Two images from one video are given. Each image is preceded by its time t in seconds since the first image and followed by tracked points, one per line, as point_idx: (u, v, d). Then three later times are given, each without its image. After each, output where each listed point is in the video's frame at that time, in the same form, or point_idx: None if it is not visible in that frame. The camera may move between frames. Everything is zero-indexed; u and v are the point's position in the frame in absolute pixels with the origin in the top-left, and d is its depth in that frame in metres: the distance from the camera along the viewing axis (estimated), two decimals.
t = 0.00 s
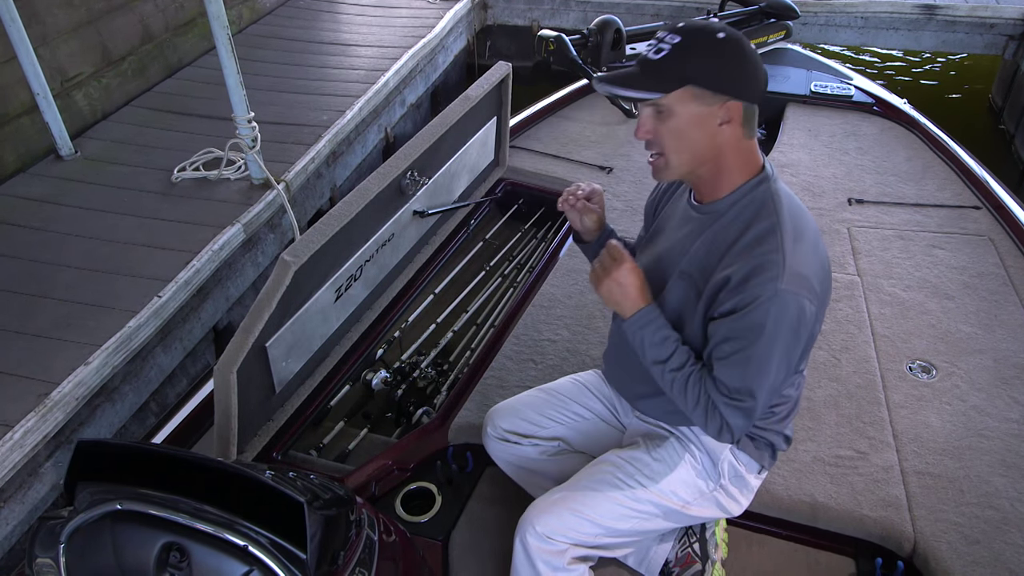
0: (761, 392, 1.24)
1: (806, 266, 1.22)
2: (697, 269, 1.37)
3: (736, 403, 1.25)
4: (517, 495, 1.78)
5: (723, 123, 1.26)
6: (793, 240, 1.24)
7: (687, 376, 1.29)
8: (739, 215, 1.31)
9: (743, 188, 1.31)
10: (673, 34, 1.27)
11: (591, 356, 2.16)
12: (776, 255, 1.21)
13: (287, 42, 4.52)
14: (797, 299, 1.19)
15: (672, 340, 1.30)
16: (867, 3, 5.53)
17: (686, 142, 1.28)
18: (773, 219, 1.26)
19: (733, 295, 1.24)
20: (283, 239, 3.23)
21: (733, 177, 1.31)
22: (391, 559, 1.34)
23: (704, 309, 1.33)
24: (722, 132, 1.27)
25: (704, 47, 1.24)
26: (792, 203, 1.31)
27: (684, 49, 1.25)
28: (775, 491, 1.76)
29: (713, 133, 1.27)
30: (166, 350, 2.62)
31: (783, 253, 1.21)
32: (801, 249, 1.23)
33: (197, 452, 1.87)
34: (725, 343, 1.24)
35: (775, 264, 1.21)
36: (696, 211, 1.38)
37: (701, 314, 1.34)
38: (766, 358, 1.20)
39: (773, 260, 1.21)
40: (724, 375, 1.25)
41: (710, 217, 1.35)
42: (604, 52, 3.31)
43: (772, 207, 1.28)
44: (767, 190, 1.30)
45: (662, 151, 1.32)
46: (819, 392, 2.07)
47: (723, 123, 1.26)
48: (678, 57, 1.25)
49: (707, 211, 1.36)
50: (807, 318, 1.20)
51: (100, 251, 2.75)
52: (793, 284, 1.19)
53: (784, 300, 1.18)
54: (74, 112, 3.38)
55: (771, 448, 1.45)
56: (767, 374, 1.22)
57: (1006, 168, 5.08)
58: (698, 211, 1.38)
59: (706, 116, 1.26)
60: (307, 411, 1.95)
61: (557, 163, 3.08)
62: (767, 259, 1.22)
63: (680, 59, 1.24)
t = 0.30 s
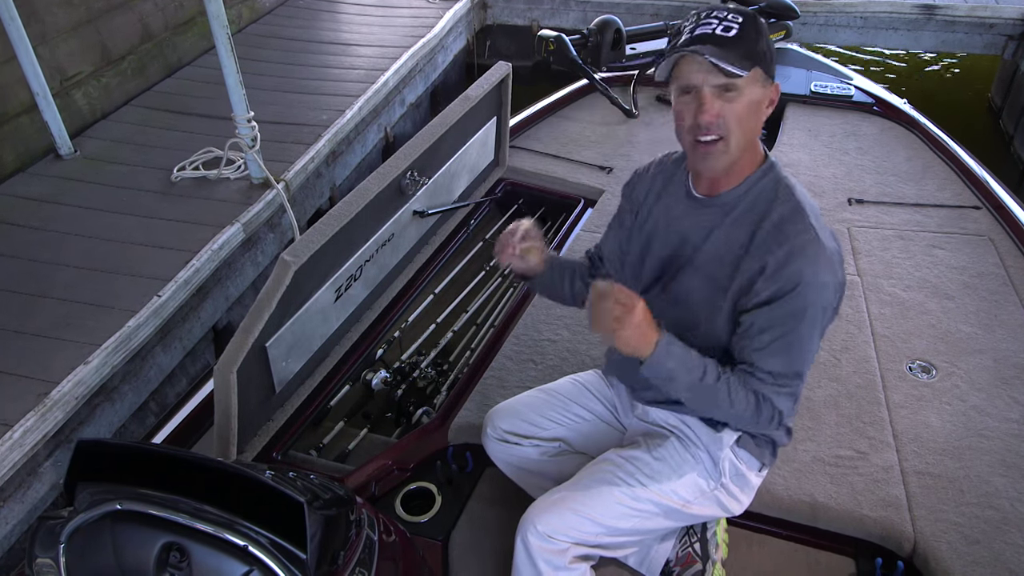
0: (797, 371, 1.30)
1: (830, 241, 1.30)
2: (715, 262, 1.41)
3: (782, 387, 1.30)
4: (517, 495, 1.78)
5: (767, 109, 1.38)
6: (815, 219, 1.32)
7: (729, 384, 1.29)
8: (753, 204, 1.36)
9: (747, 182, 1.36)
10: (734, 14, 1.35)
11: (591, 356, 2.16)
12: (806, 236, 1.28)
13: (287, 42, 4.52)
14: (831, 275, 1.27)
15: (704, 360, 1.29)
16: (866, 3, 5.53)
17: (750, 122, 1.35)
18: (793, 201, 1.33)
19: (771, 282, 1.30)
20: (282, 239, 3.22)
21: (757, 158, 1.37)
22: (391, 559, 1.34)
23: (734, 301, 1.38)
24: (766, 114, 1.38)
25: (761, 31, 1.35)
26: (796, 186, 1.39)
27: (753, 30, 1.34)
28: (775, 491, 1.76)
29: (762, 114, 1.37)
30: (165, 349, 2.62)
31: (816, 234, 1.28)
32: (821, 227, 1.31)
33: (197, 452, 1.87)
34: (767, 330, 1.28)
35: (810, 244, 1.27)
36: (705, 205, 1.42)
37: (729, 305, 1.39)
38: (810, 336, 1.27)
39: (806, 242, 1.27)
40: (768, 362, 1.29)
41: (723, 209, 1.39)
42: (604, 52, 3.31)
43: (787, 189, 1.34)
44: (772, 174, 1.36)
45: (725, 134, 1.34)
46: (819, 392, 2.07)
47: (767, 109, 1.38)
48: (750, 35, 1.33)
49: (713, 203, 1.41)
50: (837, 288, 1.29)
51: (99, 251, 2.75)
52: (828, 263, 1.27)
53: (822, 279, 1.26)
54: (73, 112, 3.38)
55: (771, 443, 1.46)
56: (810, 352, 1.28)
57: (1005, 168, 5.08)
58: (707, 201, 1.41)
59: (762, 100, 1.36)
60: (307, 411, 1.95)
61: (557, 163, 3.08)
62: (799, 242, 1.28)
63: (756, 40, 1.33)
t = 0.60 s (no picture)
0: (820, 370, 1.32)
1: (822, 242, 1.32)
2: (710, 275, 1.41)
3: (809, 389, 1.32)
4: (517, 495, 1.78)
5: (754, 114, 1.38)
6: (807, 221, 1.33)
7: (767, 401, 1.32)
8: (748, 214, 1.36)
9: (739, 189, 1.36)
10: (731, 17, 1.34)
11: (591, 356, 2.16)
12: (801, 246, 1.29)
13: (287, 42, 4.51)
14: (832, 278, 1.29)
15: (738, 389, 1.32)
16: (866, 3, 5.53)
17: (735, 128, 1.35)
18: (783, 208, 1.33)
19: (775, 298, 1.31)
20: (282, 239, 3.22)
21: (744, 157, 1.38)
22: (391, 559, 1.34)
23: (735, 313, 1.39)
24: (754, 120, 1.38)
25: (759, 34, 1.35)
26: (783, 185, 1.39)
27: (749, 34, 1.32)
28: (775, 491, 1.76)
29: (750, 120, 1.37)
30: (165, 349, 2.62)
31: (814, 242, 1.29)
32: (813, 229, 1.33)
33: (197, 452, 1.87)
34: (782, 342, 1.31)
35: (810, 254, 1.28)
36: (695, 217, 1.41)
37: (732, 316, 1.40)
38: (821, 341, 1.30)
39: (805, 253, 1.28)
40: (791, 370, 1.31)
41: (714, 223, 1.39)
42: (604, 52, 3.30)
43: (776, 195, 1.34)
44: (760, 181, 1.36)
45: (709, 137, 1.34)
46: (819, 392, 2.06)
47: (754, 115, 1.38)
48: (748, 41, 1.32)
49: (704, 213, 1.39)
50: (836, 286, 1.32)
51: (99, 250, 2.75)
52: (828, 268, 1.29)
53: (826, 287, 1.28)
54: (73, 111, 3.38)
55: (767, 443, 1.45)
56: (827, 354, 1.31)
57: (1005, 168, 5.08)
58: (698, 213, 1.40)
59: (750, 104, 1.35)
60: (307, 411, 1.95)
61: (557, 163, 3.07)
62: (795, 254, 1.28)
63: (750, 45, 1.32)
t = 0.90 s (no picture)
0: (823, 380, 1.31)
1: (821, 253, 1.32)
2: (709, 288, 1.42)
3: (813, 398, 1.32)
4: (517, 495, 1.78)
5: (750, 126, 1.38)
6: (806, 234, 1.33)
7: (766, 410, 1.31)
8: (747, 227, 1.37)
9: (737, 200, 1.37)
10: (723, 31, 1.34)
11: (591, 356, 2.16)
12: (800, 258, 1.29)
13: (287, 42, 4.52)
14: (831, 289, 1.29)
15: (736, 398, 1.32)
16: (866, 2, 5.53)
17: (730, 141, 1.35)
18: (781, 222, 1.34)
19: (774, 310, 1.30)
20: (282, 239, 3.22)
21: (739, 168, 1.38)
22: (391, 559, 1.34)
23: (736, 324, 1.38)
24: (750, 132, 1.39)
25: (752, 47, 1.35)
26: (782, 198, 1.40)
27: (741, 47, 1.33)
28: (775, 491, 1.76)
29: (745, 132, 1.37)
30: (165, 349, 2.62)
31: (813, 255, 1.29)
32: (813, 241, 1.33)
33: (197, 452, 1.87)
34: (783, 353, 1.30)
35: (809, 267, 1.28)
36: (695, 229, 1.42)
37: (731, 327, 1.39)
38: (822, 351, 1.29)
39: (804, 266, 1.28)
40: (793, 380, 1.31)
41: (713, 235, 1.40)
42: (604, 52, 3.30)
43: (774, 209, 1.36)
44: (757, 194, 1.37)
45: (702, 152, 1.34)
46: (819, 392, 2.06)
47: (750, 127, 1.38)
48: (741, 54, 1.32)
49: (705, 225, 1.41)
50: (837, 297, 1.31)
51: (99, 251, 2.75)
52: (828, 279, 1.28)
53: (825, 298, 1.27)
54: (73, 112, 3.38)
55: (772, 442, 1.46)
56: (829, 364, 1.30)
57: (1005, 167, 5.08)
58: (698, 225, 1.41)
59: (745, 118, 1.36)
60: (307, 411, 1.96)
61: (557, 163, 3.07)
62: (794, 267, 1.28)
63: (744, 56, 1.32)
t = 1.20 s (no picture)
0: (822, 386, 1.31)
1: (826, 258, 1.32)
2: (713, 291, 1.42)
3: (813, 403, 1.32)
4: (517, 495, 1.78)
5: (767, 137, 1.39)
6: (812, 239, 1.34)
7: (766, 418, 1.31)
8: (753, 231, 1.38)
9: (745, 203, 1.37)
10: (759, 37, 1.35)
11: (591, 356, 2.16)
12: (806, 262, 1.29)
13: (287, 43, 4.52)
14: (835, 294, 1.29)
15: (735, 408, 1.32)
16: (865, 2, 5.53)
17: (753, 151, 1.36)
18: (787, 227, 1.34)
19: (780, 315, 1.31)
20: (282, 239, 3.23)
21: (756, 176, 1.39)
22: (391, 559, 1.34)
23: (739, 327, 1.39)
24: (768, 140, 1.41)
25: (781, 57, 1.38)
26: (787, 203, 1.40)
27: (775, 57, 1.35)
28: (775, 491, 1.76)
29: (765, 141, 1.39)
30: (166, 350, 2.62)
31: (819, 260, 1.29)
32: (819, 246, 1.33)
33: (197, 452, 1.87)
34: (784, 359, 1.31)
35: (816, 271, 1.28)
36: (702, 231, 1.42)
37: (734, 330, 1.39)
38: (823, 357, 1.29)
39: (810, 271, 1.28)
40: (794, 386, 1.31)
41: (719, 236, 1.40)
42: (604, 52, 3.30)
43: (782, 214, 1.36)
44: (764, 199, 1.38)
45: (735, 159, 1.33)
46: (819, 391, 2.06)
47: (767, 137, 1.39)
48: (775, 65, 1.34)
49: (712, 227, 1.41)
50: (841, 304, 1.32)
51: (100, 251, 2.75)
52: (832, 285, 1.29)
53: (830, 303, 1.28)
54: (73, 113, 3.38)
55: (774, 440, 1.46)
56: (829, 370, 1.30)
57: (1005, 167, 5.08)
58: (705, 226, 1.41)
59: (767, 128, 1.38)
60: (307, 412, 1.96)
61: (557, 163, 3.07)
62: (800, 271, 1.28)
63: (773, 65, 1.34)
